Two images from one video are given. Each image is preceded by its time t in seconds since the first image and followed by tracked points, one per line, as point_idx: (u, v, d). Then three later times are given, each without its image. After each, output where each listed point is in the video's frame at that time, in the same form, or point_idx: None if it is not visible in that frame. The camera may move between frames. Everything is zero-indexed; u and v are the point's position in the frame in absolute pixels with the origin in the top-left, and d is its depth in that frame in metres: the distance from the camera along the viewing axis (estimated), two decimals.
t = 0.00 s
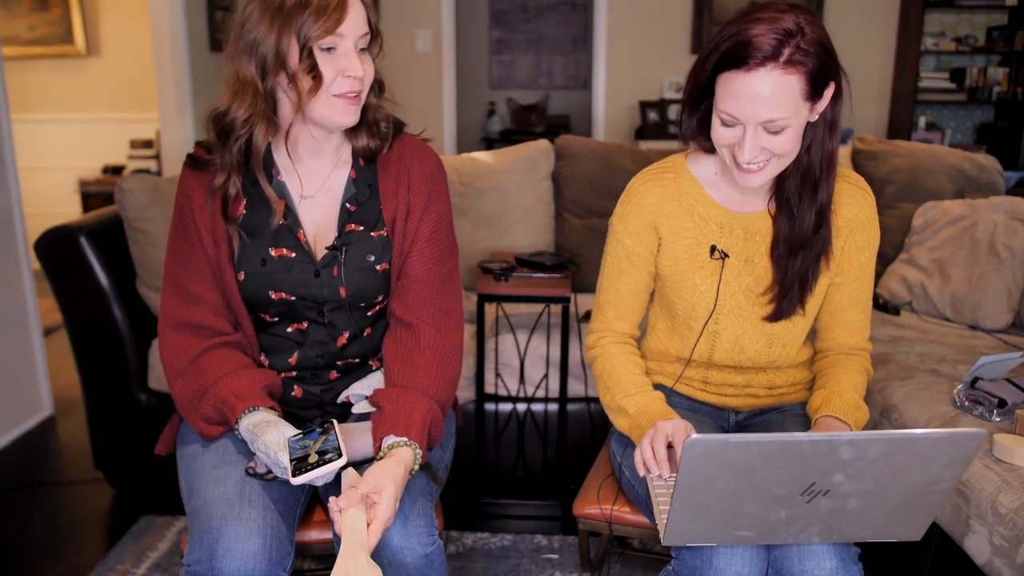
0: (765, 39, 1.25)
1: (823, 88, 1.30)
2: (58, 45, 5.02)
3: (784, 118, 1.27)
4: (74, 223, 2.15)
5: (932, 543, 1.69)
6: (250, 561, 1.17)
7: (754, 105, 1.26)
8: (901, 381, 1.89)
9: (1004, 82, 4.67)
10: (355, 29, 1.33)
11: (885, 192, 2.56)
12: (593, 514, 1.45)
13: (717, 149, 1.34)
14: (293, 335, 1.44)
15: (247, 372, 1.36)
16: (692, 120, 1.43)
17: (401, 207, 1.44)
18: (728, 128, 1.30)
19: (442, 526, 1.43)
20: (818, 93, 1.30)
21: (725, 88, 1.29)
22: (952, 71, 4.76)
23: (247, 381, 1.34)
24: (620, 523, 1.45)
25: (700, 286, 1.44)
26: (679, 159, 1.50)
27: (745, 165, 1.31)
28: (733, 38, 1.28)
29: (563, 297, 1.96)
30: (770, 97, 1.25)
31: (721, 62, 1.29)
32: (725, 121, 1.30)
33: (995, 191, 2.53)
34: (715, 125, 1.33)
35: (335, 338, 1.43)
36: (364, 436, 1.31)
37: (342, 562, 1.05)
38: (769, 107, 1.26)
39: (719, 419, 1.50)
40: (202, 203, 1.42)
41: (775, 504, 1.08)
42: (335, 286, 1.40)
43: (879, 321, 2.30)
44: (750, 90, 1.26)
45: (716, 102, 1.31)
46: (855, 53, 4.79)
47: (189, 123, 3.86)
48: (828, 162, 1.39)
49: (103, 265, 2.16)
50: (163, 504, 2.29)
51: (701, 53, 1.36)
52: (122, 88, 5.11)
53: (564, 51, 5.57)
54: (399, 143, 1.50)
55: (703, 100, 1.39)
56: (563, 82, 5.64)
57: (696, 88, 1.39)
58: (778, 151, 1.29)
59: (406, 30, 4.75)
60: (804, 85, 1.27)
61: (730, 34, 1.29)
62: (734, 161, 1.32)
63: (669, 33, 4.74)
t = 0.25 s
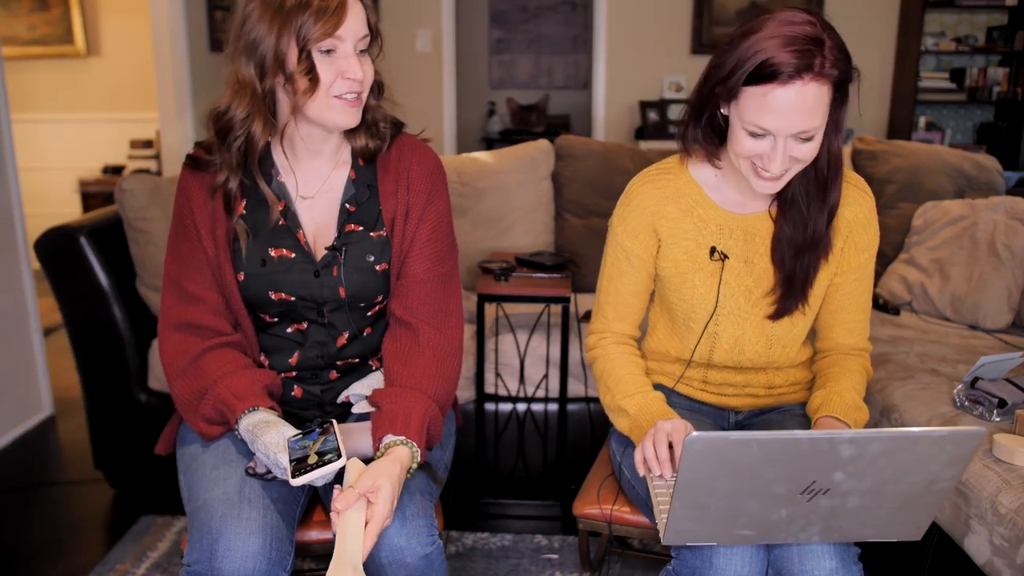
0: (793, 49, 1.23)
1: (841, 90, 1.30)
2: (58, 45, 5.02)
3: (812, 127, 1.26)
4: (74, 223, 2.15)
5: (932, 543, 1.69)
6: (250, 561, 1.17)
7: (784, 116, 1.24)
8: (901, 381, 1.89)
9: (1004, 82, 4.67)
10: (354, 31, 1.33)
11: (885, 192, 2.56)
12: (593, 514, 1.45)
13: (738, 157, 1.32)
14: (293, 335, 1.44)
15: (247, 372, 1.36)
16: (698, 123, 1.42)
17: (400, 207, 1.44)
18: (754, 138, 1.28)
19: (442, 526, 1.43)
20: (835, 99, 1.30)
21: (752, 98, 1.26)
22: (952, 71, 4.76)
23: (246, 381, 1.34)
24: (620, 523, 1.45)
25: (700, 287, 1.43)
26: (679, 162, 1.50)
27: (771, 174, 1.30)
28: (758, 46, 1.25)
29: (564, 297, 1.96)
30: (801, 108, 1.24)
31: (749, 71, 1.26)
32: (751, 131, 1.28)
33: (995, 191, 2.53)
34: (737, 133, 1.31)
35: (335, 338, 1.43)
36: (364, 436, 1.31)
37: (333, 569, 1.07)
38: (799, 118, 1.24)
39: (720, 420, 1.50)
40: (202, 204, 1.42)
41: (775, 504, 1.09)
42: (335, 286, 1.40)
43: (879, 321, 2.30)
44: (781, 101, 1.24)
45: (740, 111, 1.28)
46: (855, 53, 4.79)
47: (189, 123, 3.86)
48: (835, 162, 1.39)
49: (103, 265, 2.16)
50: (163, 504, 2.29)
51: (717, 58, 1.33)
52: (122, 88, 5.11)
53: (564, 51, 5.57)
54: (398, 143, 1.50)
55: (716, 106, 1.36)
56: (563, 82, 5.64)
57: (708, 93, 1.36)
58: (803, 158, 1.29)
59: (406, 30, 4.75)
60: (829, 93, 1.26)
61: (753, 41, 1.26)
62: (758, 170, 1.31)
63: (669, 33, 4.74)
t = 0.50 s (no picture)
0: (809, 55, 1.23)
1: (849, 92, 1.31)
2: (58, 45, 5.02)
3: (826, 133, 1.27)
4: (74, 223, 2.15)
5: (932, 543, 1.69)
6: (250, 561, 1.17)
7: (801, 122, 1.25)
8: (901, 381, 1.89)
9: (1004, 82, 4.67)
10: (355, 31, 1.33)
11: (885, 192, 2.56)
12: (593, 514, 1.45)
13: (750, 162, 1.32)
14: (293, 335, 1.44)
15: (247, 372, 1.36)
16: (703, 125, 1.42)
17: (401, 207, 1.44)
18: (769, 144, 1.28)
19: (441, 526, 1.43)
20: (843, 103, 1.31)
21: (769, 105, 1.26)
22: (952, 71, 4.76)
23: (246, 381, 1.34)
24: (620, 523, 1.45)
25: (700, 287, 1.43)
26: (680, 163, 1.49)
27: (785, 179, 1.30)
28: (773, 53, 1.25)
29: (563, 297, 1.96)
30: (817, 114, 1.24)
31: (765, 78, 1.25)
32: (767, 137, 1.28)
33: (995, 191, 2.53)
34: (751, 139, 1.30)
35: (335, 338, 1.43)
36: (364, 436, 1.31)
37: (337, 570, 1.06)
38: (815, 124, 1.25)
39: (720, 419, 1.50)
40: (202, 204, 1.42)
41: (776, 503, 1.09)
42: (335, 286, 1.40)
43: (879, 321, 2.30)
44: (798, 108, 1.24)
45: (755, 118, 1.28)
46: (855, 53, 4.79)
47: (189, 123, 3.86)
48: (840, 161, 1.40)
49: (103, 265, 2.16)
50: (163, 504, 2.29)
51: (727, 65, 1.32)
52: (122, 88, 5.11)
53: (563, 51, 5.57)
54: (398, 144, 1.51)
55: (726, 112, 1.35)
56: (563, 82, 5.63)
57: (718, 98, 1.35)
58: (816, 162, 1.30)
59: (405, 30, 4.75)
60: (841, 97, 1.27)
61: (767, 47, 1.26)
62: (772, 175, 1.31)
63: (669, 34, 4.74)
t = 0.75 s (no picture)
0: (811, 42, 1.24)
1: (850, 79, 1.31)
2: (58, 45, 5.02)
3: (828, 118, 1.28)
4: (74, 223, 2.15)
5: (932, 543, 1.69)
6: (250, 561, 1.17)
7: (803, 107, 1.26)
8: (901, 381, 1.89)
9: (1004, 82, 4.66)
10: (351, 23, 1.32)
11: (885, 192, 2.56)
12: (592, 514, 1.45)
13: (754, 150, 1.33)
14: (294, 335, 1.43)
15: (247, 372, 1.36)
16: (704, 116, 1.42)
17: (402, 207, 1.44)
18: (772, 130, 1.29)
19: (441, 526, 1.43)
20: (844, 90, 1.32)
21: (772, 91, 1.27)
22: (952, 71, 4.76)
23: (247, 381, 1.34)
24: (620, 523, 1.45)
25: (700, 275, 1.44)
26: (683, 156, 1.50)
27: (788, 165, 1.31)
28: (775, 40, 1.26)
29: (563, 297, 1.96)
30: (819, 99, 1.25)
31: (767, 65, 1.26)
32: (770, 123, 1.29)
33: (995, 191, 2.53)
34: (754, 126, 1.31)
35: (335, 339, 1.43)
36: (363, 437, 1.31)
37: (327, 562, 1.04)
38: (817, 109, 1.26)
39: (719, 420, 1.49)
40: (204, 205, 1.42)
41: (776, 504, 1.08)
42: (335, 286, 1.40)
43: (879, 321, 2.30)
44: (800, 93, 1.25)
45: (757, 105, 1.29)
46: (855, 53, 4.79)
47: (189, 123, 3.86)
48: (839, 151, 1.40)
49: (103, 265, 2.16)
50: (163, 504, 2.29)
51: (729, 55, 1.33)
52: (122, 88, 5.11)
53: (564, 51, 5.56)
54: (400, 144, 1.51)
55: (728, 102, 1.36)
56: (563, 82, 5.64)
57: (720, 89, 1.36)
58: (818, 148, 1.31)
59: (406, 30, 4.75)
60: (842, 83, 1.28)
61: (769, 35, 1.27)
62: (776, 162, 1.32)
63: (669, 33, 4.74)
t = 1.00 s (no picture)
0: (804, 30, 1.26)
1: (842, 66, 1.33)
2: (58, 45, 5.02)
3: (821, 105, 1.30)
4: (74, 223, 2.15)
5: (932, 543, 1.69)
6: (250, 560, 1.17)
7: (798, 94, 1.27)
8: (901, 381, 1.89)
9: (1005, 82, 4.66)
10: (358, 37, 1.32)
11: (885, 192, 2.56)
12: (593, 513, 1.45)
13: (749, 137, 1.35)
14: (295, 334, 1.43)
15: (248, 371, 1.36)
16: (699, 107, 1.43)
17: (402, 206, 1.44)
18: (767, 117, 1.31)
19: (441, 525, 1.43)
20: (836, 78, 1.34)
21: (766, 79, 1.29)
22: (952, 71, 4.75)
23: (247, 381, 1.34)
24: (620, 522, 1.44)
25: (700, 268, 1.44)
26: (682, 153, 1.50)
27: (784, 151, 1.33)
28: (769, 29, 1.27)
29: (563, 297, 1.96)
30: (813, 86, 1.27)
31: (762, 54, 1.28)
32: (765, 111, 1.30)
33: (995, 191, 2.53)
34: (749, 114, 1.33)
35: (335, 338, 1.43)
36: (361, 436, 1.31)
37: (333, 568, 1.08)
38: (811, 96, 1.28)
39: (719, 419, 1.49)
40: (205, 208, 1.41)
41: (778, 503, 1.08)
42: (336, 285, 1.40)
43: (879, 321, 2.30)
44: (795, 80, 1.27)
45: (752, 93, 1.31)
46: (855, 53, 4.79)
47: (189, 123, 3.86)
48: (835, 144, 1.42)
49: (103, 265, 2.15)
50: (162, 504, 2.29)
51: (723, 45, 1.34)
52: (121, 88, 5.11)
53: (563, 51, 5.56)
54: (400, 143, 1.51)
55: (724, 91, 1.38)
56: (563, 82, 5.64)
57: (716, 79, 1.37)
58: (813, 135, 1.33)
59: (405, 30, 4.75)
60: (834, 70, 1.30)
61: (763, 24, 1.28)
62: (771, 148, 1.34)
63: (669, 33, 4.75)
